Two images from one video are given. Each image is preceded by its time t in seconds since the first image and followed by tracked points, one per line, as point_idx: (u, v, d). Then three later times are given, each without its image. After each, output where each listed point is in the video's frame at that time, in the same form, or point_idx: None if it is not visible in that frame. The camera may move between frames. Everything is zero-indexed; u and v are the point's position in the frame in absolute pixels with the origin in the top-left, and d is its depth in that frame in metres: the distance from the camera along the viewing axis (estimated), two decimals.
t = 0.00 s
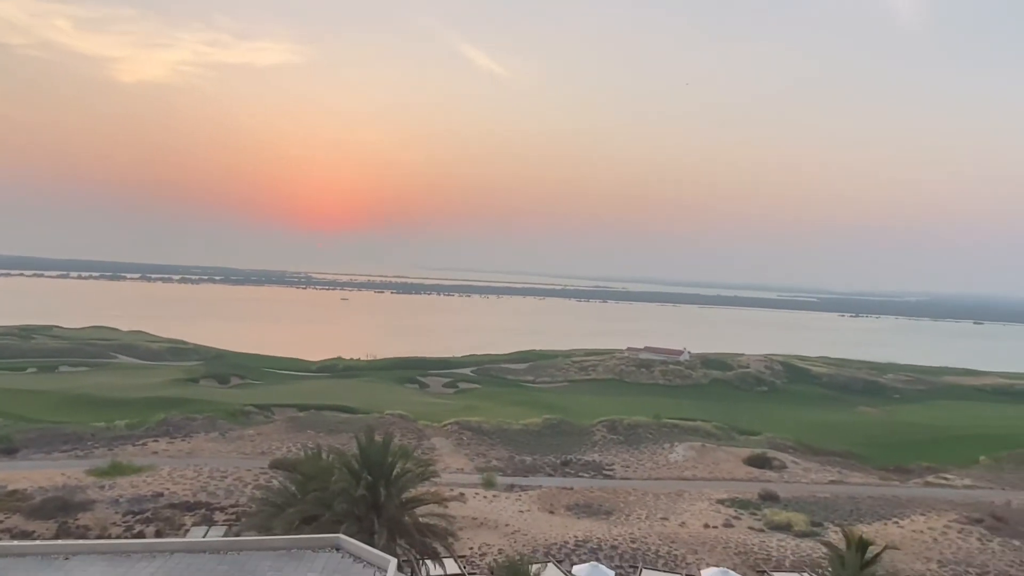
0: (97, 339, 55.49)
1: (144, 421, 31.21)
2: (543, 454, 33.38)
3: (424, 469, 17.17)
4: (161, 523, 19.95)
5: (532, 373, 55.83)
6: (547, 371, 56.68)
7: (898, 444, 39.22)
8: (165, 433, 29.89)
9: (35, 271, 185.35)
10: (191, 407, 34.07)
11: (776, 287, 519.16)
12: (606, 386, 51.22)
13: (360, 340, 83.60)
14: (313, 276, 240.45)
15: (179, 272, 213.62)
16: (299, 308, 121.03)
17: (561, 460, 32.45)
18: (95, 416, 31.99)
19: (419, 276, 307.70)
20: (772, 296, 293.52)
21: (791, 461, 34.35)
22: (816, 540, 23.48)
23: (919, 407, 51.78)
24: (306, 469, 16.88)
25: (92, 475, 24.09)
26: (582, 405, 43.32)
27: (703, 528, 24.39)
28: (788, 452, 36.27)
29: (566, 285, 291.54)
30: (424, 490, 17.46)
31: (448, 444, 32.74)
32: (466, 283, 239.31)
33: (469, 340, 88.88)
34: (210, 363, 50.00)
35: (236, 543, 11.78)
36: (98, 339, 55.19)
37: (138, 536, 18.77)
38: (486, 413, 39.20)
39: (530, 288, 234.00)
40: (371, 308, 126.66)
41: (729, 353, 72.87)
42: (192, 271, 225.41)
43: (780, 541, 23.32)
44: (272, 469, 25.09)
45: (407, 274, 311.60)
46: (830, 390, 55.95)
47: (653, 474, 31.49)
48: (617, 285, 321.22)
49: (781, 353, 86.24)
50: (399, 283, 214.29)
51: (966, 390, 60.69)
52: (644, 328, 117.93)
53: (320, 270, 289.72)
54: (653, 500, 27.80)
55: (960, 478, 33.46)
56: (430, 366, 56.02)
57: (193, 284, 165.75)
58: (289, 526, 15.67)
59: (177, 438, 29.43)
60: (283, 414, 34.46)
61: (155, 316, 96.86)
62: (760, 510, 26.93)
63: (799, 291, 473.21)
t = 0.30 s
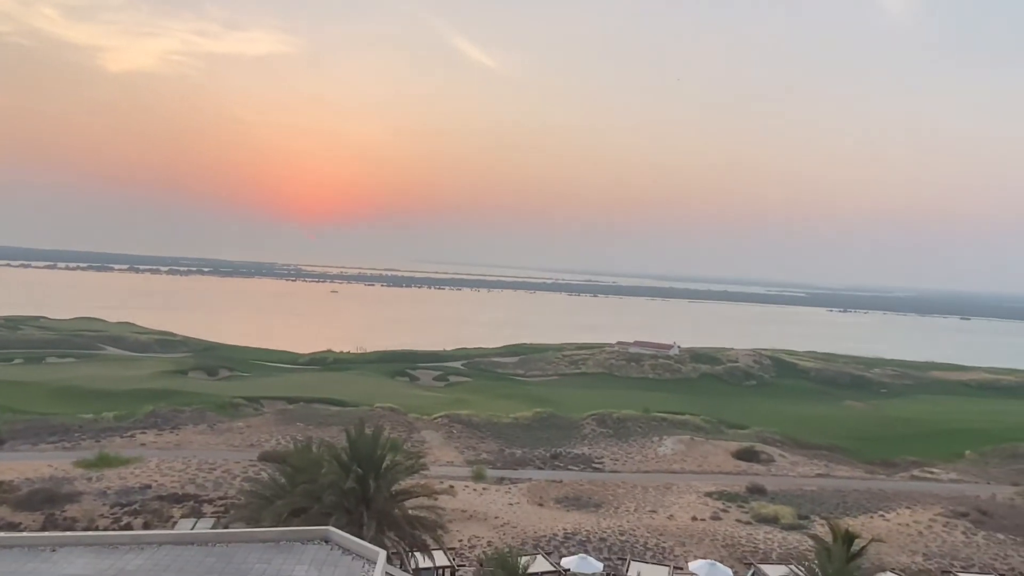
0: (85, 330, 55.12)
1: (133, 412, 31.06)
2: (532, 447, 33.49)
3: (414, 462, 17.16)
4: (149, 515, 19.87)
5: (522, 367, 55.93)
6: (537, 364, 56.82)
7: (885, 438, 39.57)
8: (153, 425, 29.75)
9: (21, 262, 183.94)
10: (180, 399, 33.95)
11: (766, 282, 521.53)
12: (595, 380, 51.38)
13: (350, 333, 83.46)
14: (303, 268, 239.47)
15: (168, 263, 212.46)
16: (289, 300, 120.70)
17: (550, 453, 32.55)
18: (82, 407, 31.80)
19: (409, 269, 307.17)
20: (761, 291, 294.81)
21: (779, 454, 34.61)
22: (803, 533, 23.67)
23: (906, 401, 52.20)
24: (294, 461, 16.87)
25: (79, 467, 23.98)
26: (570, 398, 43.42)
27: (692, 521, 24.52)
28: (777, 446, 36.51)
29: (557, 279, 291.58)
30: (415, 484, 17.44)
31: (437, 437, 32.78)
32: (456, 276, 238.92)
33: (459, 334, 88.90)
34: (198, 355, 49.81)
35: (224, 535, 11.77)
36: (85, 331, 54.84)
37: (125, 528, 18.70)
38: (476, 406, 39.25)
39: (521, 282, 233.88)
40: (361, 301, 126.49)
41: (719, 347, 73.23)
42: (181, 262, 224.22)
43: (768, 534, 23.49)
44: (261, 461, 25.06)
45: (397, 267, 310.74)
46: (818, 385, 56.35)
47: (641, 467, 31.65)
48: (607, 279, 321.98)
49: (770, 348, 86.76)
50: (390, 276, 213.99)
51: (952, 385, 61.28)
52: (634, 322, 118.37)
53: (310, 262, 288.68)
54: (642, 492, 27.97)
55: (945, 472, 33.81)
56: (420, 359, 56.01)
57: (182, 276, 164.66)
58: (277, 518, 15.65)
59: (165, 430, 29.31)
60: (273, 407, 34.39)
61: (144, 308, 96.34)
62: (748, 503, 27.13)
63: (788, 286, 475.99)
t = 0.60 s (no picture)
0: (78, 326, 54.87)
1: (126, 409, 30.96)
2: (527, 444, 33.53)
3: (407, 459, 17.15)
4: (143, 512, 19.82)
5: (517, 364, 55.92)
6: (532, 361, 56.83)
7: (878, 436, 39.75)
8: (147, 421, 29.67)
9: (13, 258, 183.03)
10: (173, 395, 33.87)
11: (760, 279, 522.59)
12: (590, 377, 51.43)
13: (345, 329, 83.33)
14: (296, 265, 238.82)
15: (161, 259, 211.66)
16: (284, 296, 120.46)
17: (545, 450, 32.60)
18: (75, 404, 31.68)
19: (404, 266, 306.79)
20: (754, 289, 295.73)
21: (772, 452, 34.75)
22: (796, 530, 23.76)
23: (899, 399, 52.45)
24: (288, 457, 16.86)
25: (73, 463, 23.91)
26: (565, 395, 43.46)
27: (686, 518, 24.58)
28: (770, 443, 36.63)
29: (551, 276, 291.63)
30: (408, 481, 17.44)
31: (432, 434, 32.78)
32: (451, 273, 238.67)
33: (454, 331, 88.87)
34: (192, 351, 49.66)
35: (218, 532, 11.75)
36: (78, 326, 54.62)
37: (119, 524, 18.66)
38: (470, 403, 39.27)
39: (515, 279, 233.83)
40: (356, 298, 126.34)
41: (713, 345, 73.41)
42: (174, 258, 223.35)
43: (761, 531, 23.57)
44: (256, 458, 25.03)
45: (392, 264, 310.22)
46: (811, 382, 56.55)
47: (635, 465, 31.70)
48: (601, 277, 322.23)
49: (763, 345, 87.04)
50: (384, 273, 213.67)
51: (944, 382, 61.57)
52: (629, 319, 118.46)
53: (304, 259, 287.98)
54: (636, 489, 28.04)
55: (937, 469, 33.99)
56: (415, 356, 55.97)
57: (175, 272, 164.05)
58: (271, 515, 15.64)
59: (158, 426, 29.22)
60: (267, 403, 34.34)
61: (137, 304, 95.98)
62: (741, 500, 27.22)
63: (782, 284, 477.36)
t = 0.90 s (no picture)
0: (77, 326, 54.82)
1: (126, 408, 30.94)
2: (526, 443, 33.53)
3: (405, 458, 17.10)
4: (142, 511, 19.78)
5: (516, 363, 55.89)
6: (532, 360, 56.82)
7: (877, 434, 39.77)
8: (147, 421, 29.66)
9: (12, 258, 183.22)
10: (172, 394, 33.86)
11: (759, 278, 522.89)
12: (590, 375, 51.43)
13: (344, 328, 83.29)
14: (295, 264, 238.77)
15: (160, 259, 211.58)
16: (283, 295, 120.44)
17: (544, 449, 32.60)
18: (74, 403, 31.64)
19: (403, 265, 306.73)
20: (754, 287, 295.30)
21: (772, 450, 34.76)
22: (796, 528, 23.76)
23: (898, 397, 52.50)
24: (289, 456, 16.90)
25: (72, 463, 23.89)
26: (565, 394, 43.50)
27: (686, 516, 24.59)
28: (770, 442, 36.63)
29: (550, 275, 291.64)
30: (408, 480, 17.38)
31: (431, 433, 32.77)
32: (449, 271, 238.54)
33: (454, 329, 88.86)
34: (191, 350, 49.65)
35: (217, 530, 11.76)
36: (77, 326, 54.59)
37: (118, 524, 18.65)
38: (469, 401, 39.28)
39: (514, 278, 233.79)
40: (355, 297, 126.31)
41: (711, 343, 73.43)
42: (173, 258, 223.27)
43: (760, 529, 23.58)
44: (255, 457, 25.03)
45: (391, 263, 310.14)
46: (810, 380, 56.57)
47: (635, 463, 31.73)
48: (601, 276, 322.28)
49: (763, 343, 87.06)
50: (384, 272, 213.66)
51: (944, 381, 61.62)
52: (629, 317, 118.42)
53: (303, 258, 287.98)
54: (636, 487, 28.05)
55: (937, 467, 34.00)
56: (414, 355, 55.94)
57: (174, 271, 164.01)
58: (271, 514, 15.63)
59: (157, 426, 29.22)
60: (266, 403, 34.34)
61: (136, 303, 95.87)
62: (740, 498, 27.23)
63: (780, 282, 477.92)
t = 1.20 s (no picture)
0: (80, 328, 54.87)
1: (130, 410, 30.98)
2: (530, 443, 33.53)
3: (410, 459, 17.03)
4: (146, 513, 19.81)
5: (519, 363, 55.90)
6: (534, 360, 56.80)
7: (881, 432, 39.71)
8: (150, 423, 29.71)
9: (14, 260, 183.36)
10: (175, 396, 33.93)
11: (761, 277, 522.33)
12: (593, 375, 51.42)
13: (346, 330, 83.25)
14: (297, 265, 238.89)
15: (162, 261, 211.69)
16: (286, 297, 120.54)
17: (547, 449, 32.58)
18: (78, 406, 31.69)
19: (405, 266, 306.74)
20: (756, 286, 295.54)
21: (775, 449, 34.72)
22: (800, 527, 23.72)
23: (901, 395, 52.40)
24: (292, 458, 16.92)
25: (76, 465, 23.93)
26: (567, 394, 43.51)
27: (690, 515, 24.59)
28: (773, 440, 36.60)
29: (552, 275, 291.60)
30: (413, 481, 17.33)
31: (435, 433, 32.78)
32: (451, 272, 238.68)
33: (456, 330, 88.83)
34: (193, 352, 49.67)
35: (222, 532, 11.78)
36: (79, 329, 54.72)
37: (122, 526, 18.68)
38: (472, 402, 39.29)
39: (517, 278, 233.87)
40: (357, 298, 126.42)
41: (714, 342, 73.36)
42: (175, 260, 223.34)
43: (764, 528, 23.56)
44: (258, 458, 25.05)
45: (393, 264, 310.39)
46: (814, 379, 56.51)
47: (638, 463, 31.71)
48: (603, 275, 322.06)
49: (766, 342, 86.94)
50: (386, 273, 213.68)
51: (947, 378, 61.54)
52: (631, 317, 118.33)
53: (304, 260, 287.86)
54: (639, 487, 28.03)
55: (941, 465, 33.95)
56: (417, 356, 55.92)
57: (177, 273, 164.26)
58: (275, 515, 15.65)
59: (161, 427, 29.26)
60: (269, 404, 34.41)
61: (139, 306, 95.92)
62: (744, 497, 27.19)
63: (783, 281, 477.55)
